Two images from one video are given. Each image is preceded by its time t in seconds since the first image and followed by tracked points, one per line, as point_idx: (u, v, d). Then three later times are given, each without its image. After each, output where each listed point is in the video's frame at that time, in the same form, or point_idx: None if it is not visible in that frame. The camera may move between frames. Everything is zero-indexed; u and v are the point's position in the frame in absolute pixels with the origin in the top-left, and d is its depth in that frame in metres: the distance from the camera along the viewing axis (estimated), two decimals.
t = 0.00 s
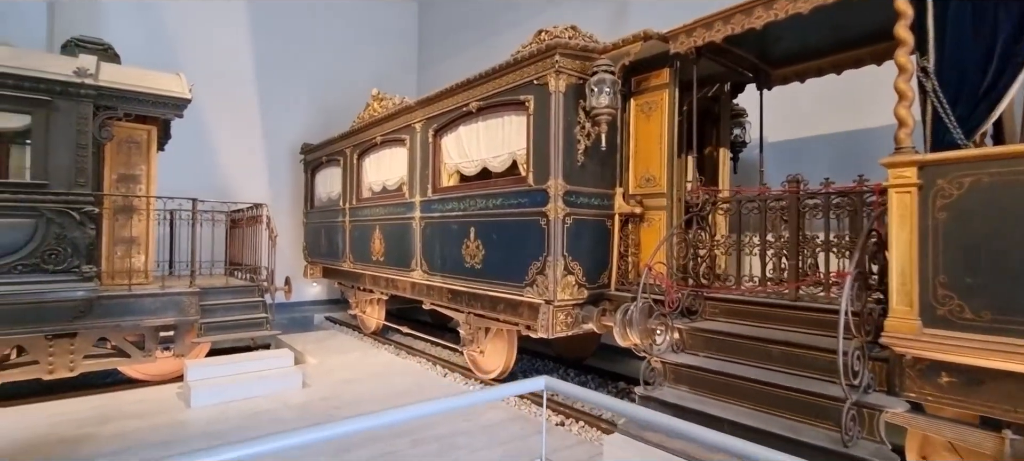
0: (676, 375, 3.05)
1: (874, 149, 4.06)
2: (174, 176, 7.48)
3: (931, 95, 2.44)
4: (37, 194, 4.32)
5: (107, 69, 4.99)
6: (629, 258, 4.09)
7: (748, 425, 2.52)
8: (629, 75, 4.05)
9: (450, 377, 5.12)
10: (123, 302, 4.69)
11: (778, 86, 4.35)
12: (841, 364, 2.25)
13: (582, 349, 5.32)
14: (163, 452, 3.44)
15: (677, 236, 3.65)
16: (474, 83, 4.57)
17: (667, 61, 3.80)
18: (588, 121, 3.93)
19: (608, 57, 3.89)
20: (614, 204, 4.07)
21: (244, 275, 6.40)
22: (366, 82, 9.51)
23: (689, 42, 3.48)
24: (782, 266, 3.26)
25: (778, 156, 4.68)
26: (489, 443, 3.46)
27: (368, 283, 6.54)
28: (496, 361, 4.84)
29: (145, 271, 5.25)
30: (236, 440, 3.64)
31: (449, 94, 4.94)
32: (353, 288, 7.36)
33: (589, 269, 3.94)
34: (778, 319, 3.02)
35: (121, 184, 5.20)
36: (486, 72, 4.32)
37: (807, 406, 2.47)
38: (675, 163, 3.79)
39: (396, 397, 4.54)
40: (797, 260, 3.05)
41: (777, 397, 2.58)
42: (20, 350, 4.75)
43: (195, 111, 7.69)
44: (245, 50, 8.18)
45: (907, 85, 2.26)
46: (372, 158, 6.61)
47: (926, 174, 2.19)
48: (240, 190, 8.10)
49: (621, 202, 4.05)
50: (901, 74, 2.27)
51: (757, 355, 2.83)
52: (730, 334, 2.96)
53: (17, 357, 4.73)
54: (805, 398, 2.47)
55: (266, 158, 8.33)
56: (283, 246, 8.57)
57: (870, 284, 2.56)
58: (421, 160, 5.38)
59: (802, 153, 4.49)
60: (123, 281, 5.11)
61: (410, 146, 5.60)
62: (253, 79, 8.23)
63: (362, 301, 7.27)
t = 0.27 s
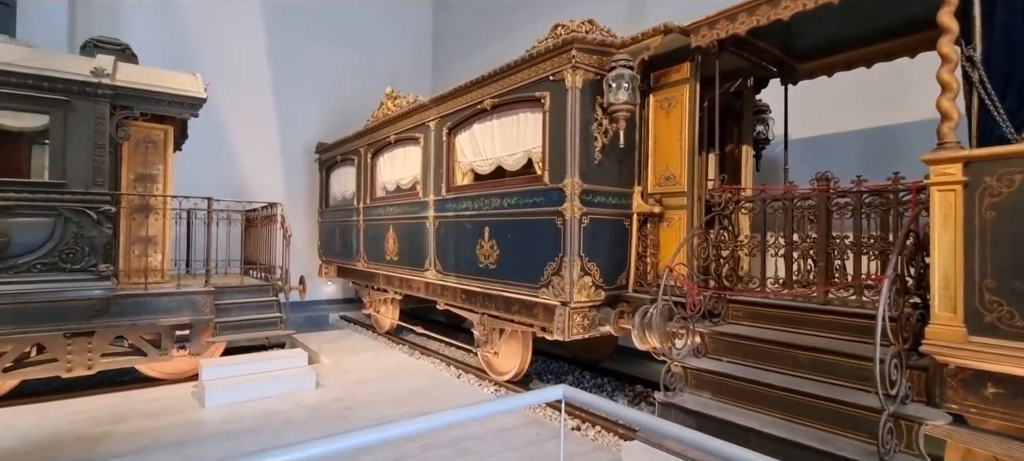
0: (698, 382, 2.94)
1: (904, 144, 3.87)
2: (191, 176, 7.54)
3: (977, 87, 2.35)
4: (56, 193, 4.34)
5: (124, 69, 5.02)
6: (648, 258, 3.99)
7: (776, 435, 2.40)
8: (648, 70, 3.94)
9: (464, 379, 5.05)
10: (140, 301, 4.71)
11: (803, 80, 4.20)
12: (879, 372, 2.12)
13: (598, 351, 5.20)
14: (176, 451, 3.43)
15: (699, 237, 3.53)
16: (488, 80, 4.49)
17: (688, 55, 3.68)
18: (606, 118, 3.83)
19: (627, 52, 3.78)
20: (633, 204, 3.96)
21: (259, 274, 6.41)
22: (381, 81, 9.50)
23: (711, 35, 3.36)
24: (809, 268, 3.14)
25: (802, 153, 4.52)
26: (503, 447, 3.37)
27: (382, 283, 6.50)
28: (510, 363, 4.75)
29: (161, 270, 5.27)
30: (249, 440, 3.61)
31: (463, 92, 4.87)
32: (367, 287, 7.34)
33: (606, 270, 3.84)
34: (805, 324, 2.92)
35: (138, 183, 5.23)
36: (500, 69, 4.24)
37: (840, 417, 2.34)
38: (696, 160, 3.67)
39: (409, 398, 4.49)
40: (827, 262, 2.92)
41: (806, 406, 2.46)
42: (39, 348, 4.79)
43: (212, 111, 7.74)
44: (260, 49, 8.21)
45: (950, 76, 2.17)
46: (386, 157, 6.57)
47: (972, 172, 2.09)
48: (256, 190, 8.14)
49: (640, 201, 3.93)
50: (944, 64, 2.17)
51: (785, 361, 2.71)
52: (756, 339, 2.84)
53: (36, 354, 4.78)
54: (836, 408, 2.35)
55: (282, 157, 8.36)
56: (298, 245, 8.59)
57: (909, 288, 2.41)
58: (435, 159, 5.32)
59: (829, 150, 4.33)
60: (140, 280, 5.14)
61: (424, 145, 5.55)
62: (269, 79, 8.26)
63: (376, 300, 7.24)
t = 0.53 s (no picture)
0: (713, 385, 2.85)
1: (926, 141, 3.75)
2: (199, 174, 7.53)
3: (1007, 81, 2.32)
4: (62, 190, 4.32)
5: (131, 65, 4.99)
6: (659, 258, 3.90)
7: (796, 442, 2.31)
8: (660, 65, 3.85)
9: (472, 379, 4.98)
10: (146, 299, 4.68)
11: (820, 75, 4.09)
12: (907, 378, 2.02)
13: (608, 352, 5.11)
14: (180, 451, 3.39)
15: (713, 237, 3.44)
16: (497, 76, 4.42)
17: (703, 50, 3.58)
18: (618, 114, 3.74)
19: (639, 46, 3.69)
20: (645, 202, 3.87)
21: (266, 272, 6.38)
22: (388, 79, 9.44)
23: (727, 28, 3.26)
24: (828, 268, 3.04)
25: (819, 151, 4.41)
26: (511, 450, 3.30)
27: (389, 282, 6.45)
28: (518, 364, 4.68)
29: (167, 268, 5.25)
30: (254, 440, 3.57)
31: (471, 88, 4.80)
32: (374, 286, 7.30)
33: (617, 270, 3.75)
34: (826, 327, 2.82)
35: (145, 180, 5.21)
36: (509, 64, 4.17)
37: (863, 424, 2.25)
38: (710, 157, 3.57)
39: (416, 399, 4.43)
40: (848, 262, 2.82)
41: (827, 412, 2.37)
42: (46, 346, 4.78)
43: (219, 109, 7.73)
44: (268, 47, 8.18)
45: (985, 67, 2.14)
46: (393, 154, 6.51)
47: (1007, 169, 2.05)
48: (263, 187, 8.12)
49: (652, 199, 3.85)
50: (978, 54, 2.15)
51: (804, 365, 2.62)
52: (774, 342, 2.75)
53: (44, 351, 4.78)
54: (859, 414, 2.26)
55: (289, 155, 8.33)
56: (305, 243, 8.56)
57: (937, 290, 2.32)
58: (443, 156, 5.25)
59: (846, 148, 4.22)
60: (146, 277, 5.11)
61: (432, 142, 5.48)
62: (277, 76, 8.24)
63: (383, 299, 7.19)
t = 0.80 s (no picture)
0: (731, 391, 2.75)
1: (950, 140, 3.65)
2: (204, 172, 7.48)
3: None
4: (65, 188, 4.27)
5: (135, 62, 4.93)
6: (672, 259, 3.80)
7: (822, 453, 2.20)
8: (674, 61, 3.76)
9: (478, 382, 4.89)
10: (149, 298, 4.61)
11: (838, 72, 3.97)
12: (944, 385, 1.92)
13: (616, 354, 5.02)
14: (182, 454, 3.33)
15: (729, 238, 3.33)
16: (506, 73, 4.33)
17: (719, 44, 3.48)
18: (630, 111, 3.64)
19: (653, 41, 3.60)
20: (657, 201, 3.78)
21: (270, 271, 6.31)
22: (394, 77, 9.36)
23: (745, 22, 3.15)
24: (850, 270, 2.94)
25: (835, 150, 4.30)
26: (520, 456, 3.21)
27: (394, 282, 6.37)
28: (526, 366, 4.58)
29: (171, 267, 5.18)
30: (257, 443, 3.49)
31: (479, 85, 4.71)
32: (379, 286, 7.22)
33: (629, 271, 3.65)
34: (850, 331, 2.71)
35: (149, 178, 5.15)
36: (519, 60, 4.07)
37: (894, 435, 2.14)
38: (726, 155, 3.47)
39: (423, 401, 4.35)
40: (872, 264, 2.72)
41: (854, 421, 2.26)
42: (49, 345, 4.72)
43: (225, 107, 7.68)
44: (273, 44, 8.12)
45: None
46: (399, 153, 6.43)
47: None
48: (268, 186, 8.06)
49: (665, 199, 3.75)
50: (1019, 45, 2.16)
51: (828, 371, 2.52)
52: (794, 346, 2.64)
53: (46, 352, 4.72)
54: (889, 424, 2.15)
55: (295, 154, 8.28)
56: (310, 242, 8.50)
57: (972, 294, 2.21)
58: (449, 155, 5.17)
59: (864, 146, 4.10)
60: (150, 277, 5.05)
61: (438, 140, 5.40)
62: (282, 74, 8.18)
63: (388, 299, 7.12)
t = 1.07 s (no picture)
0: (753, 399, 2.64)
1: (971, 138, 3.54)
2: (206, 173, 7.40)
3: None
4: (63, 189, 4.18)
5: (136, 60, 4.84)
6: (686, 261, 3.69)
7: None
8: (688, 57, 3.65)
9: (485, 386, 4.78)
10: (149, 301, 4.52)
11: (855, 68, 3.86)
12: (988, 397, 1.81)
13: (626, 358, 4.91)
14: None
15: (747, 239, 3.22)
16: (514, 70, 4.23)
17: (735, 40, 3.38)
18: (643, 109, 3.54)
19: (666, 36, 3.49)
20: (671, 202, 3.67)
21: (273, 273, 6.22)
22: (397, 77, 9.26)
23: (764, 15, 3.05)
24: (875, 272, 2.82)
25: (852, 148, 4.19)
26: None
27: (398, 284, 6.27)
28: (534, 370, 4.48)
29: (172, 269, 5.09)
30: (260, 451, 3.40)
31: (486, 83, 4.60)
32: (382, 287, 7.13)
33: (642, 274, 3.54)
34: (877, 337, 2.60)
35: (149, 179, 5.06)
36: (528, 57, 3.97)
37: (932, 448, 2.03)
38: (742, 154, 3.36)
39: (429, 407, 4.25)
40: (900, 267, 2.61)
41: (888, 432, 2.15)
42: (48, 349, 4.63)
43: (226, 106, 7.59)
44: (275, 43, 8.03)
45: None
46: (403, 153, 6.32)
47: None
48: (271, 187, 7.97)
49: (678, 199, 3.64)
50: None
51: (857, 379, 2.41)
52: (820, 353, 2.54)
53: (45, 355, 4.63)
54: (926, 437, 2.05)
55: (297, 154, 8.19)
56: (312, 243, 8.41)
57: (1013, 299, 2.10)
58: (455, 154, 5.07)
59: (882, 144, 3.98)
60: (150, 279, 4.95)
61: (444, 140, 5.30)
62: (285, 73, 8.09)
63: (392, 301, 7.02)
